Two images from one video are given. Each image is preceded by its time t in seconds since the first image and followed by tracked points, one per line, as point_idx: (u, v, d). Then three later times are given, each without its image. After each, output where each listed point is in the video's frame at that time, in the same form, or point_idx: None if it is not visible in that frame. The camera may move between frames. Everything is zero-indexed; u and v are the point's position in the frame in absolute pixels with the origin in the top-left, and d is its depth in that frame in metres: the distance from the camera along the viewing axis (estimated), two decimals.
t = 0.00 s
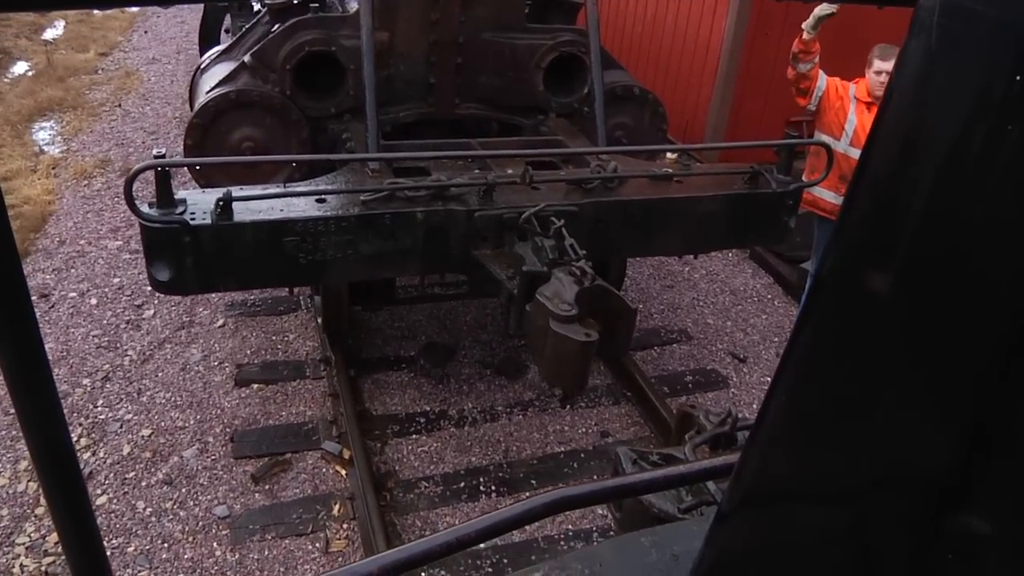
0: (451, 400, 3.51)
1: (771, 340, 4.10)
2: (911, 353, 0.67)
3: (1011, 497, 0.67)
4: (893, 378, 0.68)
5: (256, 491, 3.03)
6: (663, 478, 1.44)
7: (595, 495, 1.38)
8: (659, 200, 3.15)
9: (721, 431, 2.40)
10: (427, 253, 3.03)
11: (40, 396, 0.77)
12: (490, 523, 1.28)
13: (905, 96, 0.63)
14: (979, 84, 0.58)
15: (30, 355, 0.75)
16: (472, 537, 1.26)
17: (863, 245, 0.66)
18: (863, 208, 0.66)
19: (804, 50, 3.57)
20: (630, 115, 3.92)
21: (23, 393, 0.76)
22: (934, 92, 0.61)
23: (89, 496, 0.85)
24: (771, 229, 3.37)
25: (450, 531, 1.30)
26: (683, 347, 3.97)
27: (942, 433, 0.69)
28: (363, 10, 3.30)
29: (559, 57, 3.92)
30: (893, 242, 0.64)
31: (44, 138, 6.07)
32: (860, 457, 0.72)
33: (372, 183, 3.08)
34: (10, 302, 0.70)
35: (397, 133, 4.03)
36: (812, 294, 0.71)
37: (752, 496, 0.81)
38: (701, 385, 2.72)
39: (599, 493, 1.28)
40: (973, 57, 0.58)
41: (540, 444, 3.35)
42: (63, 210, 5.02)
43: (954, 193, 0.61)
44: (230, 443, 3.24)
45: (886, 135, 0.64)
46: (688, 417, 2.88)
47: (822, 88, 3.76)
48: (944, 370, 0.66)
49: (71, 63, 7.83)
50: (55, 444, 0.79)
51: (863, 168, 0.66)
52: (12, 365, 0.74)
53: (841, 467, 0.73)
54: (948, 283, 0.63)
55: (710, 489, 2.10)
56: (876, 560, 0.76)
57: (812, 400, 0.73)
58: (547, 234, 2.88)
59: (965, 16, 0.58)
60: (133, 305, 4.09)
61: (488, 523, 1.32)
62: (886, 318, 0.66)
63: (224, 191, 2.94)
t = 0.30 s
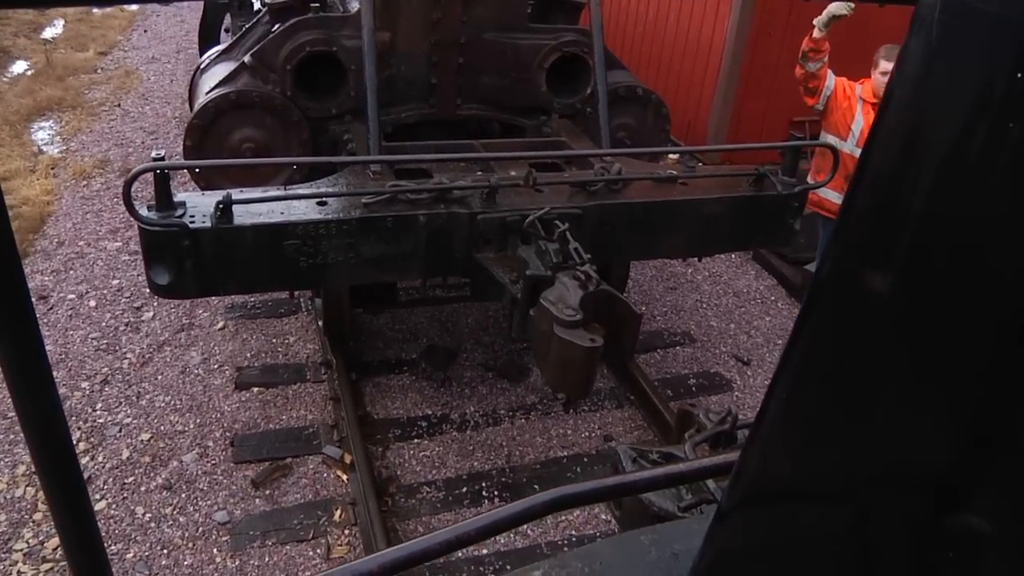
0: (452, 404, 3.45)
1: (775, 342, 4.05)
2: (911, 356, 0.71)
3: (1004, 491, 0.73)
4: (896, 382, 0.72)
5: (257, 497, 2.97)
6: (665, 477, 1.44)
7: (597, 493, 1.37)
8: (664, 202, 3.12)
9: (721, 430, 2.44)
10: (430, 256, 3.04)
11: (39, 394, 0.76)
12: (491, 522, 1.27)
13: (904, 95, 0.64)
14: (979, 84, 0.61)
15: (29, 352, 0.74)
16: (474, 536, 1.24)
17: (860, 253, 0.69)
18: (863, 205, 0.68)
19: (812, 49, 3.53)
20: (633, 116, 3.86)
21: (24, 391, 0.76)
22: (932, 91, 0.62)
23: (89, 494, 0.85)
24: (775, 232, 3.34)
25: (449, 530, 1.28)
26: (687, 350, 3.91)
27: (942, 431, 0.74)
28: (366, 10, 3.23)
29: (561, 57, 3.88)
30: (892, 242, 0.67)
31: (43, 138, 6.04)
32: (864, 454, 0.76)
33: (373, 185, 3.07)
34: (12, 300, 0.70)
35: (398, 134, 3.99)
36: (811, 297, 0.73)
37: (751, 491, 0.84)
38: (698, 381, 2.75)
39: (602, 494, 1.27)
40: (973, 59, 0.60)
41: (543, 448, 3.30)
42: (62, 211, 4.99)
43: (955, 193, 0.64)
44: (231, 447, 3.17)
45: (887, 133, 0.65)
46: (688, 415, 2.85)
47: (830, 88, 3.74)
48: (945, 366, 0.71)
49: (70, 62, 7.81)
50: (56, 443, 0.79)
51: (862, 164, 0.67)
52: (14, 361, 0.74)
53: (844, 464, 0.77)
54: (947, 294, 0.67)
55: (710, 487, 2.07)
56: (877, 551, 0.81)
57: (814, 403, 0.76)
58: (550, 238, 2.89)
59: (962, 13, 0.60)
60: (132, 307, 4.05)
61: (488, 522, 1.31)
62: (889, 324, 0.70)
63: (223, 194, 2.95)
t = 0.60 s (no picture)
0: (453, 406, 3.39)
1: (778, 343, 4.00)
2: (910, 353, 0.72)
3: (1001, 489, 0.70)
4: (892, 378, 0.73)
5: (257, 501, 2.92)
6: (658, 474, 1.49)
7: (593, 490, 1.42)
8: (667, 203, 3.09)
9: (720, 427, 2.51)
10: (430, 258, 3.06)
11: (38, 396, 0.80)
12: (490, 517, 1.33)
13: (904, 91, 0.66)
14: (980, 76, 0.61)
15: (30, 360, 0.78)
16: (473, 530, 1.30)
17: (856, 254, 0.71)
18: (862, 201, 0.70)
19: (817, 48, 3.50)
20: (635, 115, 3.82)
21: (23, 392, 0.80)
22: (932, 88, 0.64)
23: (89, 500, 0.89)
24: (778, 232, 3.31)
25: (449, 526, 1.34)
26: (689, 350, 3.86)
27: (942, 429, 0.73)
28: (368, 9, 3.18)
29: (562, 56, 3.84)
30: (891, 238, 0.69)
31: (41, 137, 6.01)
32: (860, 450, 0.77)
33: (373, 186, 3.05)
34: (12, 309, 0.73)
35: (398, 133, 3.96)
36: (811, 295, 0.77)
37: (758, 487, 0.86)
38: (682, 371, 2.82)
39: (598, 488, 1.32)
40: (972, 56, 0.61)
41: (545, 451, 3.23)
42: (60, 211, 4.96)
43: (950, 190, 0.65)
44: (230, 450, 3.11)
45: (886, 129, 0.67)
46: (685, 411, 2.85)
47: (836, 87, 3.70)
48: (944, 363, 0.70)
49: (68, 61, 7.77)
50: (53, 444, 0.83)
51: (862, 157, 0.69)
52: (13, 371, 0.78)
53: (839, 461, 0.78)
54: (943, 290, 0.68)
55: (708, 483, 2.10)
56: (874, 554, 0.79)
57: (814, 397, 0.78)
58: (552, 239, 2.90)
59: (962, 9, 0.61)
60: (130, 307, 4.02)
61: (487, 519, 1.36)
62: (887, 323, 0.71)
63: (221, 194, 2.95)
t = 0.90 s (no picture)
0: (454, 410, 3.32)
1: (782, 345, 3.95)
2: (906, 356, 0.72)
3: (998, 491, 0.69)
4: (888, 380, 0.73)
5: (257, 507, 2.87)
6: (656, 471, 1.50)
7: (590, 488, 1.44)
8: (671, 206, 3.07)
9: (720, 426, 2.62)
10: (432, 262, 3.06)
11: (40, 397, 0.77)
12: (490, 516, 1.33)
13: (902, 89, 0.67)
14: (980, 76, 0.61)
15: (30, 363, 0.74)
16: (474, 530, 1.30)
17: (855, 254, 0.72)
18: (862, 200, 0.71)
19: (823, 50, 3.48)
20: (637, 117, 3.78)
21: (24, 394, 0.76)
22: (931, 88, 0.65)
23: (90, 500, 0.86)
24: (783, 235, 3.28)
25: (448, 526, 1.35)
26: (691, 353, 3.82)
27: (941, 430, 0.72)
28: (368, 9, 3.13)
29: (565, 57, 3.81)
30: (891, 234, 0.69)
31: (39, 138, 5.98)
32: (859, 449, 0.77)
33: (374, 189, 3.04)
34: (13, 309, 0.70)
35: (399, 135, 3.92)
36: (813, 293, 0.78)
37: (765, 483, 0.88)
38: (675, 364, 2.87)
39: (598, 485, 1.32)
40: (974, 55, 0.61)
41: (547, 455, 3.17)
42: (58, 212, 4.93)
43: (946, 191, 0.65)
44: (229, 456, 3.06)
45: (887, 128, 0.68)
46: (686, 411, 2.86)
47: (841, 89, 3.68)
48: (940, 366, 0.70)
49: (67, 61, 7.74)
50: (55, 445, 0.79)
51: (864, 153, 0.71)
52: (14, 373, 0.74)
53: (837, 459, 0.79)
54: (940, 292, 0.68)
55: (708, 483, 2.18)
56: (874, 554, 0.80)
57: (813, 396, 0.79)
58: (556, 245, 2.93)
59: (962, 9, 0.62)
60: (129, 310, 3.99)
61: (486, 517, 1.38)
62: (885, 324, 0.72)
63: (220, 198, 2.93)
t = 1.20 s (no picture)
0: (454, 409, 3.28)
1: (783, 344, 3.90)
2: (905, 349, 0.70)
3: (1002, 481, 0.67)
4: (886, 378, 0.71)
5: (254, 507, 2.83)
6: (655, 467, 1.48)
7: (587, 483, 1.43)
8: (672, 206, 3.04)
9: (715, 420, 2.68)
10: (431, 262, 3.03)
11: (35, 399, 0.75)
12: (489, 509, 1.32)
13: (902, 79, 0.66)
14: (978, 69, 0.60)
15: (25, 363, 0.73)
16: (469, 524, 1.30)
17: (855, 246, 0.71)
18: (862, 191, 0.70)
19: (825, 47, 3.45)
20: (638, 114, 3.75)
21: (20, 397, 0.75)
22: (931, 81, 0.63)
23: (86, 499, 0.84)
24: (785, 234, 3.25)
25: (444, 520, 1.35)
26: (692, 353, 3.77)
27: (936, 426, 0.70)
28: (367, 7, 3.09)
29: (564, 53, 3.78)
30: (891, 228, 0.68)
31: (34, 133, 5.94)
32: (857, 448, 0.76)
33: (373, 187, 3.01)
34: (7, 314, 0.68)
35: (398, 133, 3.89)
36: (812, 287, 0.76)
37: (765, 476, 0.86)
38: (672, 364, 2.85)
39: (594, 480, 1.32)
40: (974, 45, 0.60)
41: (547, 456, 3.13)
42: (53, 208, 4.89)
43: (945, 183, 0.63)
44: (227, 455, 3.02)
45: (886, 119, 0.67)
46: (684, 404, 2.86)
47: (843, 87, 3.65)
48: (938, 361, 0.68)
49: (62, 56, 7.69)
50: (54, 448, 0.78)
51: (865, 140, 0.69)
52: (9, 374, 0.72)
53: (835, 456, 0.77)
54: (939, 286, 0.66)
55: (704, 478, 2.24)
56: (873, 548, 0.77)
57: (813, 392, 0.78)
58: (557, 244, 2.91)
59: None
60: (125, 309, 3.96)
61: (483, 511, 1.37)
62: (884, 317, 0.70)
63: (217, 196, 2.91)
